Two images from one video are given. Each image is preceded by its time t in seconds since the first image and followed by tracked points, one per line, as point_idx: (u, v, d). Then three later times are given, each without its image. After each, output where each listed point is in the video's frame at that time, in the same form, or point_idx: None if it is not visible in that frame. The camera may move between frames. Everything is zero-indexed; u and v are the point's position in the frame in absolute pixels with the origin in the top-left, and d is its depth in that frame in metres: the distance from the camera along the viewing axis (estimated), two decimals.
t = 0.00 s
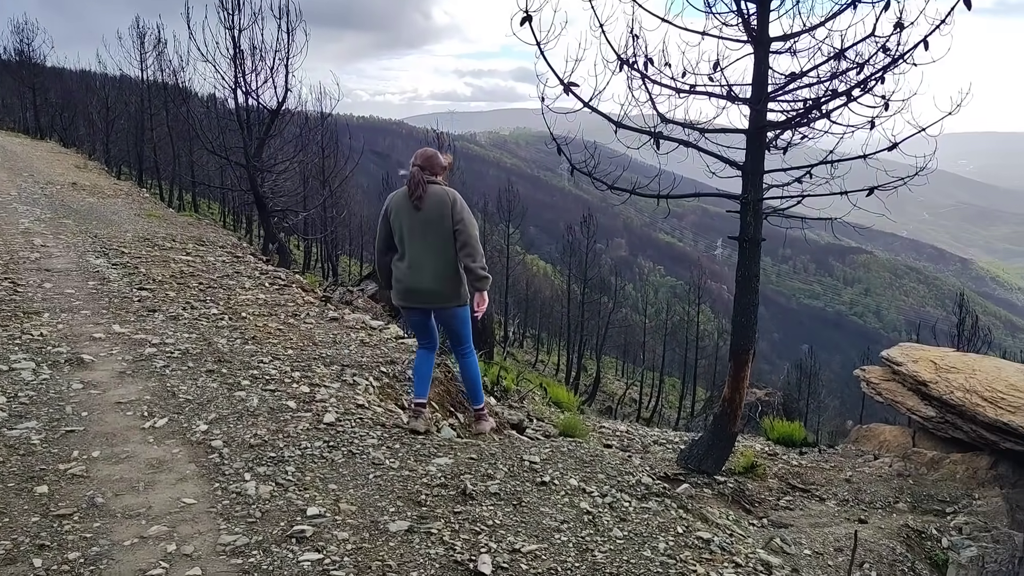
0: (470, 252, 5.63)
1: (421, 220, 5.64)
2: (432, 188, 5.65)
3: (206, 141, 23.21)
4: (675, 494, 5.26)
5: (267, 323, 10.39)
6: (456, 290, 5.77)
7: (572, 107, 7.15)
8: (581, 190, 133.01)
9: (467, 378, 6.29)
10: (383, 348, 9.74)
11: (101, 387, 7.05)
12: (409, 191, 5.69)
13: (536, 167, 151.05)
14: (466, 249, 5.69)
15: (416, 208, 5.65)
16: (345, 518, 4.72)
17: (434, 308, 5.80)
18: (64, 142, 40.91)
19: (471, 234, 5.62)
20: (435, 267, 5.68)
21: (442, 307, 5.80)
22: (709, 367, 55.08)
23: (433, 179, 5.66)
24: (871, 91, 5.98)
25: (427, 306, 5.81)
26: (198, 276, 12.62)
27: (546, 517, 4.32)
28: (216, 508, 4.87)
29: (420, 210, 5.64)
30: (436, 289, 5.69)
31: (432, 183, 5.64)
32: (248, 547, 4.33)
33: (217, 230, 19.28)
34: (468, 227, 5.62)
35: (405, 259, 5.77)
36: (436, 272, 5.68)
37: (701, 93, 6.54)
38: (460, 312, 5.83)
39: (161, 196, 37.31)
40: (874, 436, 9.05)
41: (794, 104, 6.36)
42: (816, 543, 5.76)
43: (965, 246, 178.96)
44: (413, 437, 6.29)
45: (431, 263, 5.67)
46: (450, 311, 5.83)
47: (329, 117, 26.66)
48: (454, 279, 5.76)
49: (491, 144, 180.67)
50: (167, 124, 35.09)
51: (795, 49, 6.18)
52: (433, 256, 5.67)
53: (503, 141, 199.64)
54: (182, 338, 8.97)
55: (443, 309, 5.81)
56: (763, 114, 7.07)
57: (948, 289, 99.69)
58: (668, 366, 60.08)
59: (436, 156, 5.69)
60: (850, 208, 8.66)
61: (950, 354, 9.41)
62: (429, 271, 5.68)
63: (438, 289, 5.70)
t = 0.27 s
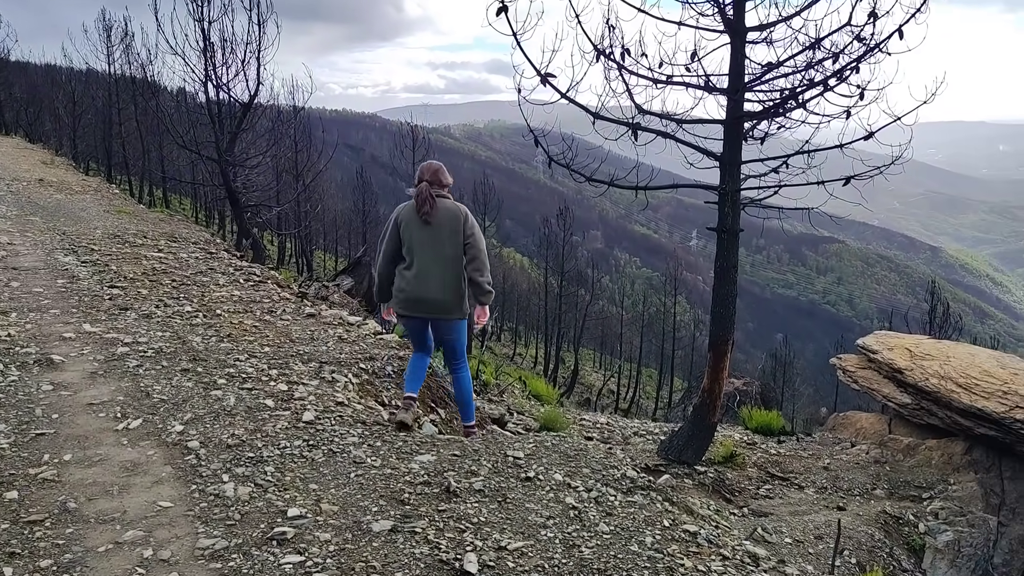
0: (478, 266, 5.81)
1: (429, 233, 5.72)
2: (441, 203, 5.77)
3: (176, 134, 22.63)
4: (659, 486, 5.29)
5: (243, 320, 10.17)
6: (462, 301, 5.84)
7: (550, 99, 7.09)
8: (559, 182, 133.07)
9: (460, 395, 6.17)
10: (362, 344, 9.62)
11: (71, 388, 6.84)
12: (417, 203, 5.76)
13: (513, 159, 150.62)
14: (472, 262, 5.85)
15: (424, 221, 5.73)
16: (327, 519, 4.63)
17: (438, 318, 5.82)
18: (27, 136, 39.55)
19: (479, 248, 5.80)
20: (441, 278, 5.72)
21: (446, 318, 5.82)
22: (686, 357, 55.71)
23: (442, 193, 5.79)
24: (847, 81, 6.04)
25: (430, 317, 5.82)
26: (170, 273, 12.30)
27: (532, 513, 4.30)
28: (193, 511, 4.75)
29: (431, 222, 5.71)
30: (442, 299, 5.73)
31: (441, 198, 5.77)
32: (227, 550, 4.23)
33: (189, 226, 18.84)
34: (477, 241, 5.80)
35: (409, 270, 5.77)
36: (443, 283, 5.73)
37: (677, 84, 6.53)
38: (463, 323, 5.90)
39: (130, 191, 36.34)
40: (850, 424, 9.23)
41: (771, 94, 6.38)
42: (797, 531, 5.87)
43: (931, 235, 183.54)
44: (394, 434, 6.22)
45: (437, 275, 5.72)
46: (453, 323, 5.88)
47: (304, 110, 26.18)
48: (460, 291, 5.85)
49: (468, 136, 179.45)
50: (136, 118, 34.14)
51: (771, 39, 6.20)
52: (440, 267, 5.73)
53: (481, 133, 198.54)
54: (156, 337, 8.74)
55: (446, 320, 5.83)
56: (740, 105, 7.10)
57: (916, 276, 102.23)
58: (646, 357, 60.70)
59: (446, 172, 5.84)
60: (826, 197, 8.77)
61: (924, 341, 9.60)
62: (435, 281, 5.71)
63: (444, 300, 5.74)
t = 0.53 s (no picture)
0: (471, 265, 5.96)
1: (430, 229, 5.66)
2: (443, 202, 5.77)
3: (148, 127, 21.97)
4: (640, 479, 5.23)
5: (216, 315, 9.89)
6: (456, 297, 5.87)
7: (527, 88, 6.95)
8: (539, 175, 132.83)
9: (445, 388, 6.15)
10: (338, 339, 9.41)
11: (34, 388, 6.56)
12: (418, 199, 5.68)
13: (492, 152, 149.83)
14: (465, 262, 5.97)
15: (425, 218, 5.65)
16: (299, 519, 4.46)
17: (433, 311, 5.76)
18: None
19: (474, 249, 5.92)
20: (439, 274, 5.69)
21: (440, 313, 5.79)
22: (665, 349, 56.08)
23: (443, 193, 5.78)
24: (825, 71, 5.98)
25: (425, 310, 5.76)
26: (141, 268, 11.93)
27: (511, 509, 4.20)
28: (160, 513, 4.54)
29: (434, 219, 5.67)
30: (440, 294, 5.71)
31: (444, 198, 5.76)
32: (194, 553, 4.05)
33: (162, 221, 18.30)
34: (473, 242, 5.91)
35: (406, 263, 5.66)
36: (442, 279, 5.70)
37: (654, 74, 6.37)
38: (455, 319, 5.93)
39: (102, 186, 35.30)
40: (828, 414, 9.31)
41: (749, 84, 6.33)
42: (777, 522, 5.86)
43: (903, 226, 187.42)
44: (372, 430, 6.04)
45: (435, 270, 5.68)
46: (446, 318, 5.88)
47: (279, 101, 25.60)
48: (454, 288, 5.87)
49: (447, 129, 178.04)
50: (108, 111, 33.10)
51: (749, 28, 6.13)
52: (439, 263, 5.70)
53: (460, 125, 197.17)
54: (125, 333, 8.45)
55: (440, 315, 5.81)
56: (718, 95, 7.04)
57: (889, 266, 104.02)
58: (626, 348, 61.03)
59: (446, 174, 5.84)
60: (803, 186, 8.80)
61: (901, 330, 9.71)
62: (433, 276, 5.66)
63: (441, 295, 5.71)
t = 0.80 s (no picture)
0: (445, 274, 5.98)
1: (404, 245, 5.61)
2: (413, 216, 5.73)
3: (123, 120, 21.33)
4: (617, 479, 5.10)
5: (188, 311, 9.56)
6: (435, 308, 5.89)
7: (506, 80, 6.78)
8: (522, 170, 132.40)
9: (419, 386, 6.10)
10: (312, 335, 9.13)
11: None
12: (389, 217, 5.62)
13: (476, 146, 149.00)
14: (438, 273, 6.01)
15: (398, 234, 5.60)
16: (263, 523, 4.23)
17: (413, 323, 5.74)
18: None
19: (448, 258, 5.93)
20: (417, 287, 5.66)
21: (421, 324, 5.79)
22: (649, 342, 56.12)
23: (412, 208, 5.74)
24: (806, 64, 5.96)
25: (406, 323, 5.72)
26: (113, 262, 11.55)
27: (482, 511, 4.05)
28: (118, 518, 4.29)
29: (408, 233, 5.65)
30: (420, 306, 5.69)
31: (413, 212, 5.72)
32: (152, 560, 3.82)
33: (138, 214, 17.76)
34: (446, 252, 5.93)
35: (382, 280, 5.59)
36: (420, 291, 5.68)
37: (637, 66, 6.45)
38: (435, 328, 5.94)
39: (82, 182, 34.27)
40: (810, 408, 9.31)
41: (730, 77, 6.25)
42: (757, 518, 5.92)
43: (881, 221, 190.56)
44: (343, 428, 5.80)
45: (413, 283, 5.65)
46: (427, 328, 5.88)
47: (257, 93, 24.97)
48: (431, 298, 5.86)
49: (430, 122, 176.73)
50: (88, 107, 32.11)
51: (729, 21, 6.04)
52: (415, 276, 5.66)
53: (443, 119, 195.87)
54: (92, 329, 8.12)
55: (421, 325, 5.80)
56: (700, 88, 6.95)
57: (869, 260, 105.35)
58: (611, 342, 61.02)
59: (413, 190, 5.81)
60: (785, 181, 8.78)
61: (882, 325, 9.72)
62: (411, 289, 5.64)
63: (421, 308, 5.70)
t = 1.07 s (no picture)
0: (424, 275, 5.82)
1: (377, 250, 5.51)
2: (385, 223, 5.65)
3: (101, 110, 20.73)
4: (594, 476, 4.97)
5: (163, 305, 9.27)
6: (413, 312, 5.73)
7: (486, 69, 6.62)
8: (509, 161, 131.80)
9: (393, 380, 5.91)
10: (288, 330, 8.89)
11: None
12: (360, 225, 5.55)
13: (462, 138, 147.98)
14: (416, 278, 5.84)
15: (369, 242, 5.53)
16: (229, 525, 4.02)
17: (392, 326, 5.61)
18: None
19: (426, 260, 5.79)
20: (393, 290, 5.53)
21: (400, 326, 5.64)
22: (636, 333, 56.08)
23: (384, 215, 5.67)
24: (790, 55, 5.89)
25: (384, 326, 5.60)
26: (88, 255, 11.19)
27: (455, 510, 3.90)
28: (79, 520, 4.06)
29: (380, 239, 5.55)
30: (398, 308, 5.56)
31: (384, 219, 5.63)
32: (112, 563, 3.60)
33: (117, 206, 17.29)
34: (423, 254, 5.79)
35: (357, 286, 5.50)
36: (397, 293, 5.55)
37: (619, 57, 6.39)
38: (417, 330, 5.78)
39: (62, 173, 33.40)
40: (794, 401, 9.30)
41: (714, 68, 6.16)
42: (740, 512, 5.91)
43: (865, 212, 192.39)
44: (317, 425, 5.59)
45: (390, 286, 5.53)
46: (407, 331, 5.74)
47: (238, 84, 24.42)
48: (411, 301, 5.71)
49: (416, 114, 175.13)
50: (69, 96, 31.27)
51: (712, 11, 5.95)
52: (391, 279, 5.54)
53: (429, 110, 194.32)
54: (62, 324, 7.82)
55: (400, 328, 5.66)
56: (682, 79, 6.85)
57: (854, 251, 106.23)
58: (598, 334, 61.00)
59: (385, 197, 5.74)
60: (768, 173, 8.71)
61: (865, 318, 9.72)
62: (388, 293, 5.51)
63: (399, 311, 5.57)
